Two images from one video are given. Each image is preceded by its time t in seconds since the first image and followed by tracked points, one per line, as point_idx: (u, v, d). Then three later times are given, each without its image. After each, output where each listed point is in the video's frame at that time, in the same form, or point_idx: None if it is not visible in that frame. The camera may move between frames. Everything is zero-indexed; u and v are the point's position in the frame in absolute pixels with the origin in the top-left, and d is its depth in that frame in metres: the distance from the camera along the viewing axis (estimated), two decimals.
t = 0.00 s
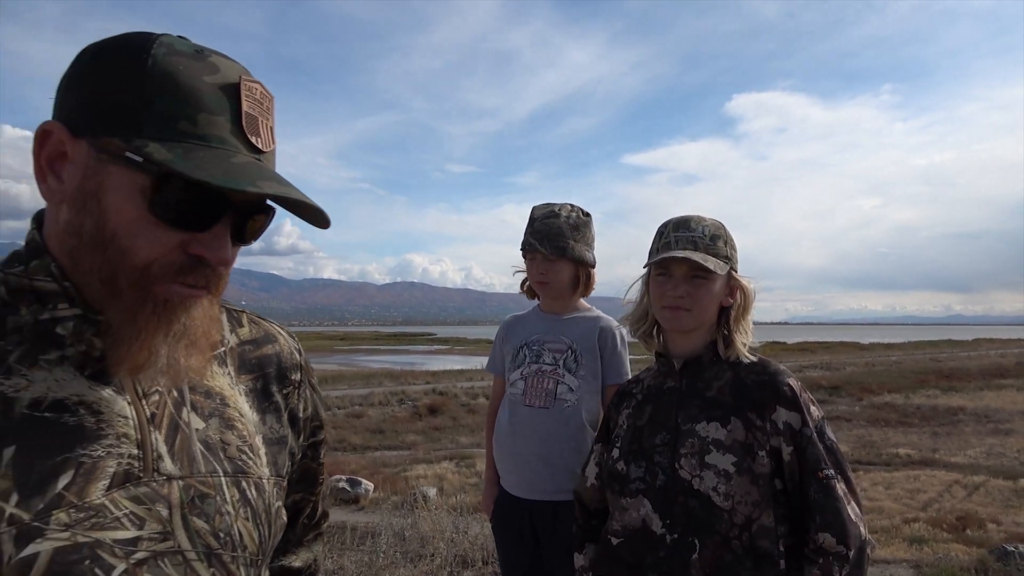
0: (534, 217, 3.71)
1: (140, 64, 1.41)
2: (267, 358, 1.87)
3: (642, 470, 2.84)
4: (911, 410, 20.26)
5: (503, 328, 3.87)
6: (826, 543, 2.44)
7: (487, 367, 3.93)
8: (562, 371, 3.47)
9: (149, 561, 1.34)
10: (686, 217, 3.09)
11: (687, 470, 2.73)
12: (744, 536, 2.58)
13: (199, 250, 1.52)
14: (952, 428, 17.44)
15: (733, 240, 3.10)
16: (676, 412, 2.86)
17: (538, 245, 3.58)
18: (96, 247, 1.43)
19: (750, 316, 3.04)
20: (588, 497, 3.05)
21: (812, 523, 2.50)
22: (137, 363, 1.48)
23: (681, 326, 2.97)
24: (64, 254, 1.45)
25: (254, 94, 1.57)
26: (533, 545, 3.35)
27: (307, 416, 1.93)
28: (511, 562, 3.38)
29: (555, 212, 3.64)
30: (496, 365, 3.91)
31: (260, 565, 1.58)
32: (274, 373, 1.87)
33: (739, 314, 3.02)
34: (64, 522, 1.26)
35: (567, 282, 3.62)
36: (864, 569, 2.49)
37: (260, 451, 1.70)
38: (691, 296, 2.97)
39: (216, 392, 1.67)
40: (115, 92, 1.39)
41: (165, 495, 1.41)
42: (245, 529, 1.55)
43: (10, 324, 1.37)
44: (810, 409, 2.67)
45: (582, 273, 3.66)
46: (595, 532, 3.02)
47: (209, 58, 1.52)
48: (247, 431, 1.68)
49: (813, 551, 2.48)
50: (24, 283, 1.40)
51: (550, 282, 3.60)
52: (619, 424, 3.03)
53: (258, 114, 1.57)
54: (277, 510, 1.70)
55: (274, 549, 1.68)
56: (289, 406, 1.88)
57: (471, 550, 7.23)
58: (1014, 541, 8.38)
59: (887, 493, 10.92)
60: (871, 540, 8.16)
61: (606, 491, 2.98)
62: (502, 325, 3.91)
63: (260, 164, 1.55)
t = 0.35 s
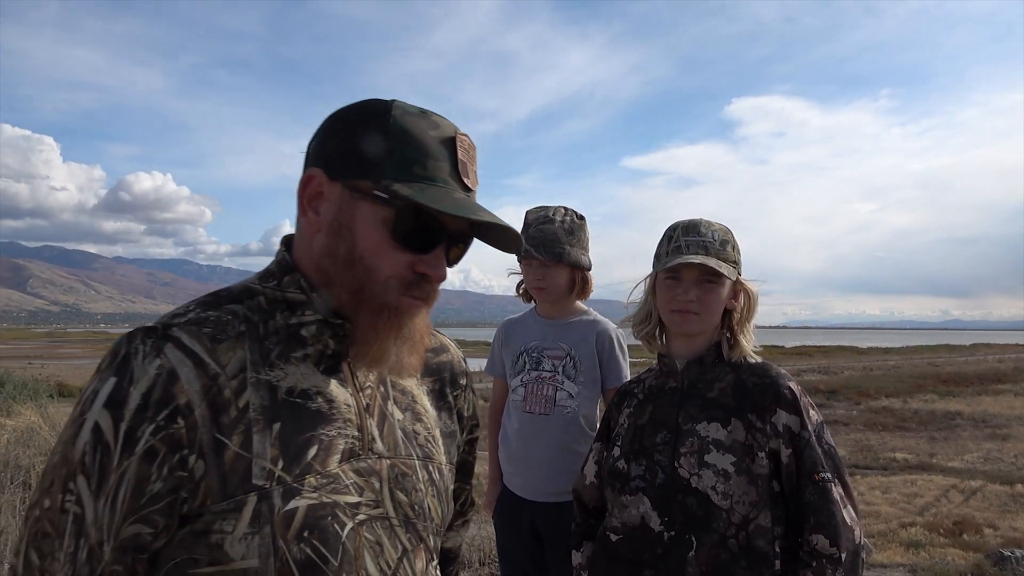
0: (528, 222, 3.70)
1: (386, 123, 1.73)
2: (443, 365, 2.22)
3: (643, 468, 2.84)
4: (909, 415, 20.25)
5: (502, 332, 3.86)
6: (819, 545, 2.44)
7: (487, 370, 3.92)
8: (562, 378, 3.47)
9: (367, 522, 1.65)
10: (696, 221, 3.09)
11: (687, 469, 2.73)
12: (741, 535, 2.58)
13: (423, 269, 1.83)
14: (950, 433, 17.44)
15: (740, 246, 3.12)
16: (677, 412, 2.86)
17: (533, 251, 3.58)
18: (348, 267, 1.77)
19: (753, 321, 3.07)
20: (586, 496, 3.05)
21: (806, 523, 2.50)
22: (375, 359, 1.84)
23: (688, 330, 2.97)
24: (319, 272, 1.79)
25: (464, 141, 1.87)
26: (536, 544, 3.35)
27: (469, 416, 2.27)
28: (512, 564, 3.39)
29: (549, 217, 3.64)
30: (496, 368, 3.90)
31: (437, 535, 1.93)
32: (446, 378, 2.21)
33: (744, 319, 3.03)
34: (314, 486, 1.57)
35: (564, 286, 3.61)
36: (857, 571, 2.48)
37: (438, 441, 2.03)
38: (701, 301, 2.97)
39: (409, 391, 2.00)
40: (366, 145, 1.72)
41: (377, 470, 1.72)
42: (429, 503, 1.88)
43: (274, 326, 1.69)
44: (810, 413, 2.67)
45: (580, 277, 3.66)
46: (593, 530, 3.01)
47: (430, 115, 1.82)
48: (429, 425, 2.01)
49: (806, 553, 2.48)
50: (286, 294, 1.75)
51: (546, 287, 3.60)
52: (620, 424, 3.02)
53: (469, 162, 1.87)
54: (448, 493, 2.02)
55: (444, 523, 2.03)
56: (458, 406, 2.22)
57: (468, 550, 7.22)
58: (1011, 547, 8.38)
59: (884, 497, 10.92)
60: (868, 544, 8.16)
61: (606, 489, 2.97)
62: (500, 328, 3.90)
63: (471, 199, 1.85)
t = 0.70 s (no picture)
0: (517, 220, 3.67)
1: (472, 133, 1.88)
2: (498, 360, 2.39)
3: (636, 468, 2.81)
4: (890, 418, 20.45)
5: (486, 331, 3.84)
6: (809, 542, 2.43)
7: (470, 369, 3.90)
8: (546, 375, 3.46)
9: (426, 489, 1.79)
10: (687, 223, 3.09)
11: (681, 468, 2.71)
12: (733, 534, 2.56)
13: (494, 263, 1.99)
14: (930, 436, 17.63)
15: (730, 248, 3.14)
16: (670, 411, 2.85)
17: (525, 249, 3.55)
18: (428, 259, 1.93)
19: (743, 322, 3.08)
20: (574, 496, 3.01)
21: (795, 522, 2.49)
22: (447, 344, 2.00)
23: (681, 331, 2.97)
24: (401, 263, 1.97)
25: (536, 151, 2.01)
26: (518, 545, 3.29)
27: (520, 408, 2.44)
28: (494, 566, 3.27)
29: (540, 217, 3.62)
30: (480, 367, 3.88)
31: (484, 512, 2.07)
32: (500, 372, 2.38)
33: (733, 321, 3.03)
34: (385, 450, 1.73)
35: (553, 286, 3.60)
36: (847, 569, 2.47)
37: (490, 427, 2.20)
38: (694, 302, 2.98)
39: (465, 377, 2.17)
40: (450, 152, 1.87)
41: (437, 444, 1.88)
42: (480, 481, 2.02)
43: (356, 308, 1.87)
44: (800, 413, 2.67)
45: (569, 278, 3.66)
46: (580, 531, 2.97)
47: (508, 126, 1.97)
48: (483, 412, 2.17)
49: (795, 551, 2.47)
50: (370, 281, 1.93)
51: (536, 286, 3.58)
52: (610, 424, 2.99)
53: (540, 171, 2.02)
54: (496, 476, 2.18)
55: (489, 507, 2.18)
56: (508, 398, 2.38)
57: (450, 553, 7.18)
58: (991, 548, 8.47)
59: (866, 499, 11.00)
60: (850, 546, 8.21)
61: (596, 489, 2.93)
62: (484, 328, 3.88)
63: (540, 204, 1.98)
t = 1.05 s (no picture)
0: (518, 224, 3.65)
1: (449, 143, 1.92)
2: (488, 365, 2.41)
3: (630, 474, 2.82)
4: (879, 422, 20.60)
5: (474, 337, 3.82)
6: (800, 548, 2.47)
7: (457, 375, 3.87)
8: (540, 382, 3.48)
9: (426, 488, 1.81)
10: (680, 231, 3.12)
11: (675, 474, 2.73)
12: (725, 540, 2.59)
13: (479, 264, 2.01)
14: (918, 440, 17.78)
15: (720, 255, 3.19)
16: (663, 418, 2.87)
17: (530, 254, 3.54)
18: (416, 264, 1.96)
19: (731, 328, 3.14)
20: (558, 503, 3.03)
21: (786, 528, 2.53)
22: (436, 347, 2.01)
23: (676, 338, 3.00)
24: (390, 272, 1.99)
25: (516, 156, 2.04)
26: (508, 555, 3.27)
27: (509, 411, 2.45)
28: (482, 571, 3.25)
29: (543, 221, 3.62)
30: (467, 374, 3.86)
31: (479, 512, 2.10)
32: (490, 377, 2.40)
33: (723, 329, 3.10)
34: (386, 450, 1.75)
35: (550, 292, 3.64)
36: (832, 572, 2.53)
37: (483, 428, 2.22)
38: (689, 310, 3.01)
39: (459, 382, 2.19)
40: (431, 161, 1.90)
41: (434, 445, 1.90)
42: (475, 479, 2.05)
43: (355, 314, 1.88)
44: (790, 422, 2.72)
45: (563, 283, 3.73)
46: (565, 538, 2.98)
47: (485, 134, 1.99)
48: (477, 416, 2.19)
49: (785, 556, 2.50)
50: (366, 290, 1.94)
51: (536, 292, 3.59)
52: (599, 430, 3.00)
53: (519, 175, 2.04)
54: (489, 478, 2.21)
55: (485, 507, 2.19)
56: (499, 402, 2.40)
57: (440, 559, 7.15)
58: (978, 551, 8.54)
59: (855, 503, 11.07)
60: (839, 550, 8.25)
61: (585, 495, 2.94)
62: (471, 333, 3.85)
63: (522, 205, 2.00)
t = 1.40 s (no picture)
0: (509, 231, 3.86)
1: (409, 147, 1.88)
2: (462, 369, 2.37)
3: (611, 476, 2.80)
4: (866, 422, 20.71)
5: (477, 334, 3.86)
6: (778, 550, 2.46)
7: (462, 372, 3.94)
8: (522, 384, 3.45)
9: (404, 496, 1.80)
10: (664, 235, 3.11)
11: (656, 477, 2.70)
12: (706, 542, 2.57)
13: (447, 267, 1.99)
14: (905, 440, 17.89)
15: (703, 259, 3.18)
16: (644, 421, 2.85)
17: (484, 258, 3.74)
18: (382, 270, 1.93)
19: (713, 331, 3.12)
20: (541, 506, 3.00)
21: (764, 530, 2.52)
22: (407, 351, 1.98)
23: (657, 342, 2.97)
24: (359, 280, 1.95)
25: (478, 157, 2.01)
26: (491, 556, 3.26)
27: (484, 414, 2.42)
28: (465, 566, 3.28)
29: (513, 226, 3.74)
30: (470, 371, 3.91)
31: (458, 516, 2.08)
32: (465, 381, 2.37)
33: (705, 332, 3.07)
34: (362, 460, 1.73)
35: (504, 293, 3.65)
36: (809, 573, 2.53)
37: (460, 433, 2.20)
38: (671, 314, 2.99)
39: (434, 388, 2.16)
40: (392, 167, 1.87)
41: (411, 452, 1.89)
42: (452, 485, 2.04)
43: (328, 323, 1.84)
44: (770, 424, 2.71)
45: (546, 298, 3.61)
46: (547, 541, 2.96)
47: (447, 136, 1.96)
48: (452, 420, 2.17)
49: (763, 558, 2.49)
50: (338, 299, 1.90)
51: (493, 293, 3.72)
52: (581, 433, 2.97)
53: (483, 176, 2.01)
54: (466, 482, 2.19)
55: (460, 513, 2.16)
56: (473, 406, 2.37)
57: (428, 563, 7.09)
58: (964, 550, 8.57)
59: (843, 503, 11.11)
60: (827, 549, 8.26)
61: (567, 498, 2.91)
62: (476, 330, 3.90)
63: (486, 206, 1.98)
